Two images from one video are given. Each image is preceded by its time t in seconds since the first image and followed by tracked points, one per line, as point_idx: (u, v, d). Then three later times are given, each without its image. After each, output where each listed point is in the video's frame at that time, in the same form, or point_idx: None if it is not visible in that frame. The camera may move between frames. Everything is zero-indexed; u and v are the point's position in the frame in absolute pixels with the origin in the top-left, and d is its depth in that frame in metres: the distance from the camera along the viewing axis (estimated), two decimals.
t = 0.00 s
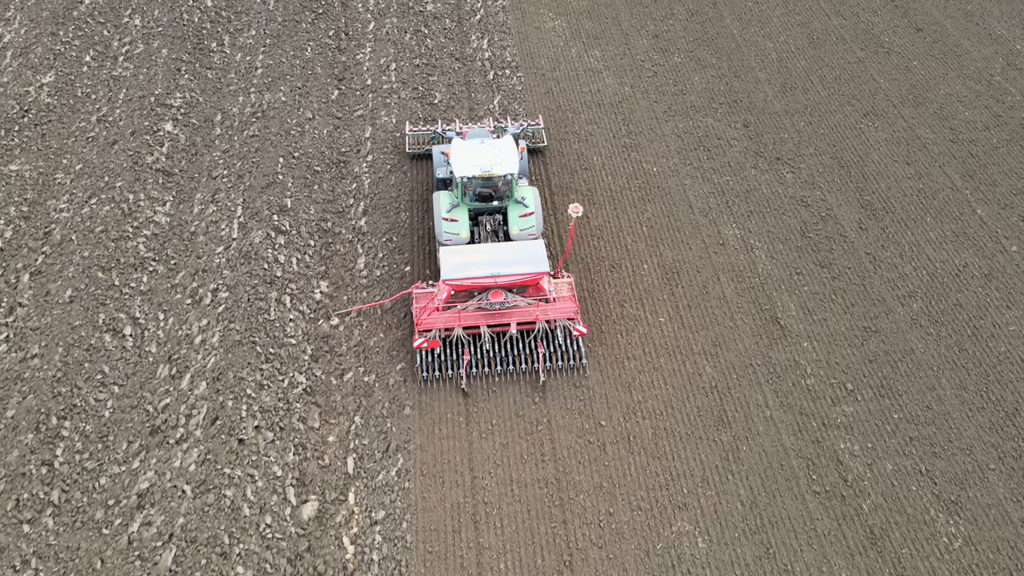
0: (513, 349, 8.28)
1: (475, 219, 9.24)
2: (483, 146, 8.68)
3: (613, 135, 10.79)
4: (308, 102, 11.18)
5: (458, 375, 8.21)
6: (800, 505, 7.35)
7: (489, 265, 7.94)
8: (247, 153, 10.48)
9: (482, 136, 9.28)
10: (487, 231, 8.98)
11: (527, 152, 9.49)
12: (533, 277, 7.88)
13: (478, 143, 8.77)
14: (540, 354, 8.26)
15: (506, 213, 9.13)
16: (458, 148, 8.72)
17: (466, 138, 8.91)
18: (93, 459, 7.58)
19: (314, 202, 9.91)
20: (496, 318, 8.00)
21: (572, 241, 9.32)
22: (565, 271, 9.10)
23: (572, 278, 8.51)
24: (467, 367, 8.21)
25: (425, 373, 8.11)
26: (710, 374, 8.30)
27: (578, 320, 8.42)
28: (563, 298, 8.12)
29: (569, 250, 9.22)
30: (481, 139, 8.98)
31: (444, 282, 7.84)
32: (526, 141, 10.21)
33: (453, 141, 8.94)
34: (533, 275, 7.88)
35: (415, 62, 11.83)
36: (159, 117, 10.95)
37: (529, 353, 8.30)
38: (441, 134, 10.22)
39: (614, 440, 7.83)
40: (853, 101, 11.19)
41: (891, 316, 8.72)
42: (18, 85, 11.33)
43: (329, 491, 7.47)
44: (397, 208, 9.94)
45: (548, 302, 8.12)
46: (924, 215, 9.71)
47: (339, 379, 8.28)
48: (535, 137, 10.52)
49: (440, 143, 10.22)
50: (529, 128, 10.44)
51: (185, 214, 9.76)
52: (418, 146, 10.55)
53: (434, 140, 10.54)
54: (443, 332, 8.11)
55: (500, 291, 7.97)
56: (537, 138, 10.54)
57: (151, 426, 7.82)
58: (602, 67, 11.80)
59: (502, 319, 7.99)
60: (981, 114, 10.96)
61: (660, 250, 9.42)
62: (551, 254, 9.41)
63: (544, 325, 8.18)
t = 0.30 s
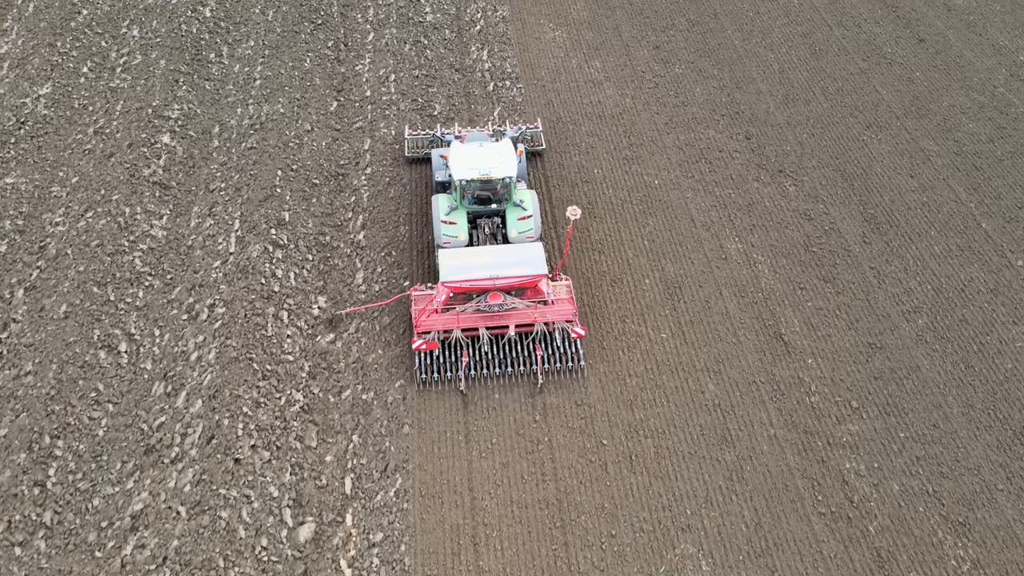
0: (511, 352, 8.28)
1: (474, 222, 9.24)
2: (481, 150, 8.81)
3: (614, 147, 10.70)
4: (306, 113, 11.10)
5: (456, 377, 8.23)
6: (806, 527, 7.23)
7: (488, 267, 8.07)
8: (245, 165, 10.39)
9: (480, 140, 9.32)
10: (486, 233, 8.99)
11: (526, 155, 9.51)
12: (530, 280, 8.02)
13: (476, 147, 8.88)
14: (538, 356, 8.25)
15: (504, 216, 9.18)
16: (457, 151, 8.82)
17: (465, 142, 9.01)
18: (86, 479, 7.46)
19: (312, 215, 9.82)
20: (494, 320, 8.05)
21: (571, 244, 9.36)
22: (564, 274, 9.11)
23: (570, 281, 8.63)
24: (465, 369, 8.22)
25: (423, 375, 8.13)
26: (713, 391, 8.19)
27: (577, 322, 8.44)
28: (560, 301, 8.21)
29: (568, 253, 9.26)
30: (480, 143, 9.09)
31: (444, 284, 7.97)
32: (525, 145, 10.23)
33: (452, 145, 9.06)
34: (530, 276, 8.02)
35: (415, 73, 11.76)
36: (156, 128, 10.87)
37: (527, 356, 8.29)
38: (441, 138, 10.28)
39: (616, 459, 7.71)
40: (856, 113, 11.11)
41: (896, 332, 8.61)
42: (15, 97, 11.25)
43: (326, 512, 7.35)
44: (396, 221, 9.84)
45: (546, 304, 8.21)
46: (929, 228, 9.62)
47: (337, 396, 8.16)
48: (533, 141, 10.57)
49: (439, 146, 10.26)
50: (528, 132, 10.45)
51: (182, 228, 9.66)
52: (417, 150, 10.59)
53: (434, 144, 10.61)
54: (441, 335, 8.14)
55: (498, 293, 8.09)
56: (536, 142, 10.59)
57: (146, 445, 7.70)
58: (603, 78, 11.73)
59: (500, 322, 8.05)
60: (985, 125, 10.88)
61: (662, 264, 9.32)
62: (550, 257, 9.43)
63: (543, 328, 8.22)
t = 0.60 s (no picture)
0: (510, 354, 8.32)
1: (472, 225, 9.28)
2: (479, 154, 8.88)
3: (616, 159, 10.61)
4: (305, 125, 11.02)
5: (455, 379, 8.27)
6: (811, 550, 7.10)
7: (487, 270, 8.14)
8: (243, 178, 10.30)
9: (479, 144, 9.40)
10: (484, 237, 9.05)
11: (524, 158, 9.48)
12: (528, 282, 8.10)
13: (474, 151, 8.93)
14: (536, 358, 8.29)
15: (502, 219, 9.21)
16: (455, 156, 8.89)
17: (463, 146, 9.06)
18: (79, 501, 7.33)
19: (310, 229, 9.72)
20: (492, 322, 8.13)
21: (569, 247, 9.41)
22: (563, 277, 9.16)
23: (568, 284, 8.72)
24: (464, 372, 8.27)
25: (422, 377, 8.19)
26: (716, 410, 8.07)
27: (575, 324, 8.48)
28: (558, 303, 8.32)
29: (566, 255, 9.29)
30: (478, 148, 9.14)
31: (442, 287, 8.04)
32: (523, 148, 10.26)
33: (451, 150, 9.16)
34: (528, 279, 8.10)
35: (414, 85, 11.69)
36: (154, 141, 10.78)
37: (526, 358, 8.32)
38: (440, 142, 10.30)
39: (618, 480, 7.59)
40: (859, 125, 11.02)
41: (902, 349, 8.50)
42: (11, 108, 11.17)
43: (323, 534, 7.22)
44: (395, 235, 9.75)
45: (544, 307, 8.30)
46: (933, 243, 9.51)
47: (335, 415, 8.04)
48: (532, 144, 10.59)
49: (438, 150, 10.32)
50: (526, 136, 10.49)
51: (179, 242, 9.56)
52: (416, 154, 10.59)
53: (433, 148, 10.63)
54: (440, 337, 8.20)
55: (497, 296, 8.17)
56: (534, 145, 10.62)
57: (140, 465, 7.58)
58: (603, 90, 11.65)
59: (499, 324, 8.13)
60: (989, 137, 10.79)
61: (663, 279, 9.23)
62: (548, 259, 9.46)
63: (541, 330, 8.29)
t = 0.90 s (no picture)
0: (508, 357, 8.32)
1: (470, 228, 9.29)
2: (477, 157, 8.84)
3: (616, 172, 10.51)
4: (303, 137, 10.94)
5: (453, 382, 8.28)
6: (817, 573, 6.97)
7: (485, 273, 8.04)
8: (240, 192, 10.20)
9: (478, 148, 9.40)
10: (482, 240, 9.05)
11: (522, 162, 9.54)
12: (527, 285, 8.00)
13: (473, 154, 8.90)
14: (534, 361, 8.30)
15: (501, 222, 9.20)
16: (453, 159, 8.87)
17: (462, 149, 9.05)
18: (72, 523, 7.20)
19: (308, 243, 9.62)
20: (490, 325, 8.12)
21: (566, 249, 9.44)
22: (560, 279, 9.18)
23: (566, 286, 8.65)
24: (462, 374, 8.26)
25: (420, 379, 8.19)
26: (720, 429, 7.95)
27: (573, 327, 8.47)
28: (556, 306, 8.26)
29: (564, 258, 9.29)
30: (476, 151, 9.11)
31: (440, 290, 7.95)
32: (521, 152, 10.32)
33: (448, 153, 9.12)
34: (526, 282, 8.00)
35: (413, 96, 11.61)
36: (151, 153, 10.70)
37: (524, 360, 8.34)
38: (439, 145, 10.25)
39: (620, 501, 7.46)
40: (861, 137, 10.94)
41: (907, 366, 8.38)
42: (7, 120, 11.10)
43: (320, 558, 7.09)
44: (394, 249, 9.65)
45: (542, 309, 8.26)
46: (938, 257, 9.41)
47: (332, 434, 7.92)
48: (530, 148, 10.65)
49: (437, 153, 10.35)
50: (524, 140, 10.56)
51: (175, 257, 9.45)
52: (415, 158, 10.55)
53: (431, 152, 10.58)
54: (438, 339, 8.20)
55: (495, 298, 8.10)
56: (532, 149, 10.64)
57: (134, 486, 7.45)
58: (604, 101, 11.57)
59: (497, 327, 8.11)
60: (993, 150, 10.70)
61: (665, 294, 9.12)
62: (546, 262, 9.48)
63: (539, 332, 8.28)
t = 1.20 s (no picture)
0: (506, 359, 8.32)
1: (469, 232, 9.30)
2: (477, 161, 8.83)
3: (618, 185, 10.41)
4: (301, 149, 10.85)
5: (451, 385, 8.25)
6: None
7: (482, 276, 8.06)
8: (238, 205, 10.10)
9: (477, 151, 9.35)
10: (481, 244, 9.06)
11: (521, 166, 9.58)
12: (524, 288, 8.01)
13: (472, 158, 8.88)
14: (532, 364, 8.30)
15: (499, 226, 9.22)
16: (452, 162, 8.88)
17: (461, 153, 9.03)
18: (63, 545, 7.07)
19: (306, 257, 9.52)
20: (488, 328, 8.11)
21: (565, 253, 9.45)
22: (558, 282, 9.17)
23: (564, 289, 8.63)
24: (460, 377, 8.25)
25: (418, 382, 8.15)
26: (723, 448, 7.82)
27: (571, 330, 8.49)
28: (555, 309, 8.25)
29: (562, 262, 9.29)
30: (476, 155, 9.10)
31: (438, 293, 7.97)
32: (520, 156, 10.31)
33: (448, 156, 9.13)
34: (525, 285, 8.01)
35: (412, 107, 11.53)
36: (147, 165, 10.61)
37: (522, 363, 8.34)
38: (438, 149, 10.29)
39: (622, 522, 7.32)
40: (864, 149, 10.84)
41: (913, 384, 8.26)
42: (4, 132, 11.02)
43: None
44: (392, 264, 9.54)
45: (540, 312, 8.25)
46: (943, 271, 9.30)
47: (329, 454, 7.79)
48: (528, 152, 10.63)
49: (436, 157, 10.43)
50: (523, 143, 10.53)
51: (171, 271, 9.34)
52: (413, 162, 10.58)
53: (430, 156, 10.62)
54: (436, 342, 8.21)
55: (493, 302, 8.10)
56: (531, 153, 10.64)
57: (127, 508, 7.32)
58: (605, 113, 11.48)
59: (494, 330, 8.10)
60: (998, 162, 10.60)
61: (667, 310, 9.01)
62: (545, 265, 9.48)
63: (537, 336, 8.27)
